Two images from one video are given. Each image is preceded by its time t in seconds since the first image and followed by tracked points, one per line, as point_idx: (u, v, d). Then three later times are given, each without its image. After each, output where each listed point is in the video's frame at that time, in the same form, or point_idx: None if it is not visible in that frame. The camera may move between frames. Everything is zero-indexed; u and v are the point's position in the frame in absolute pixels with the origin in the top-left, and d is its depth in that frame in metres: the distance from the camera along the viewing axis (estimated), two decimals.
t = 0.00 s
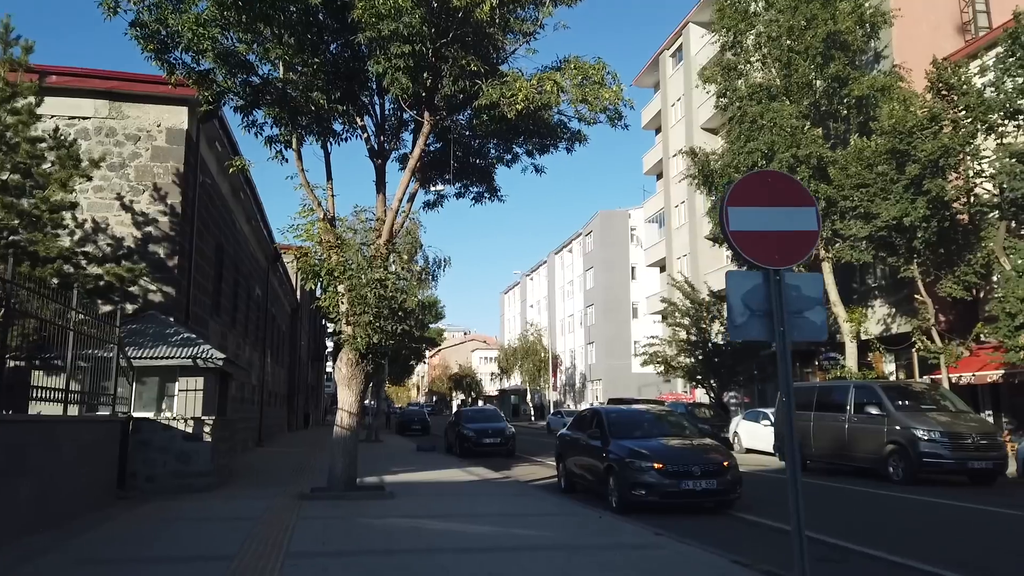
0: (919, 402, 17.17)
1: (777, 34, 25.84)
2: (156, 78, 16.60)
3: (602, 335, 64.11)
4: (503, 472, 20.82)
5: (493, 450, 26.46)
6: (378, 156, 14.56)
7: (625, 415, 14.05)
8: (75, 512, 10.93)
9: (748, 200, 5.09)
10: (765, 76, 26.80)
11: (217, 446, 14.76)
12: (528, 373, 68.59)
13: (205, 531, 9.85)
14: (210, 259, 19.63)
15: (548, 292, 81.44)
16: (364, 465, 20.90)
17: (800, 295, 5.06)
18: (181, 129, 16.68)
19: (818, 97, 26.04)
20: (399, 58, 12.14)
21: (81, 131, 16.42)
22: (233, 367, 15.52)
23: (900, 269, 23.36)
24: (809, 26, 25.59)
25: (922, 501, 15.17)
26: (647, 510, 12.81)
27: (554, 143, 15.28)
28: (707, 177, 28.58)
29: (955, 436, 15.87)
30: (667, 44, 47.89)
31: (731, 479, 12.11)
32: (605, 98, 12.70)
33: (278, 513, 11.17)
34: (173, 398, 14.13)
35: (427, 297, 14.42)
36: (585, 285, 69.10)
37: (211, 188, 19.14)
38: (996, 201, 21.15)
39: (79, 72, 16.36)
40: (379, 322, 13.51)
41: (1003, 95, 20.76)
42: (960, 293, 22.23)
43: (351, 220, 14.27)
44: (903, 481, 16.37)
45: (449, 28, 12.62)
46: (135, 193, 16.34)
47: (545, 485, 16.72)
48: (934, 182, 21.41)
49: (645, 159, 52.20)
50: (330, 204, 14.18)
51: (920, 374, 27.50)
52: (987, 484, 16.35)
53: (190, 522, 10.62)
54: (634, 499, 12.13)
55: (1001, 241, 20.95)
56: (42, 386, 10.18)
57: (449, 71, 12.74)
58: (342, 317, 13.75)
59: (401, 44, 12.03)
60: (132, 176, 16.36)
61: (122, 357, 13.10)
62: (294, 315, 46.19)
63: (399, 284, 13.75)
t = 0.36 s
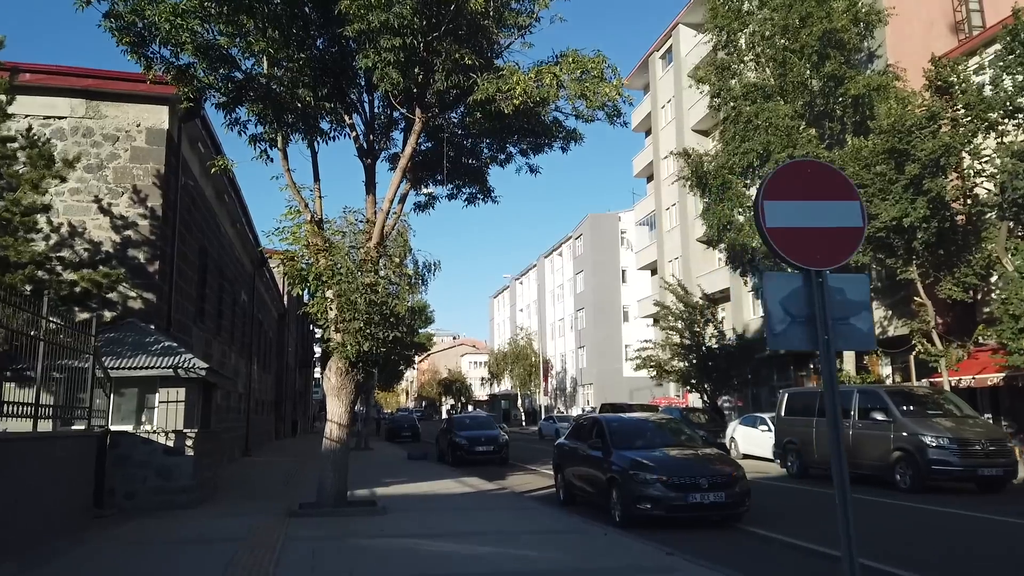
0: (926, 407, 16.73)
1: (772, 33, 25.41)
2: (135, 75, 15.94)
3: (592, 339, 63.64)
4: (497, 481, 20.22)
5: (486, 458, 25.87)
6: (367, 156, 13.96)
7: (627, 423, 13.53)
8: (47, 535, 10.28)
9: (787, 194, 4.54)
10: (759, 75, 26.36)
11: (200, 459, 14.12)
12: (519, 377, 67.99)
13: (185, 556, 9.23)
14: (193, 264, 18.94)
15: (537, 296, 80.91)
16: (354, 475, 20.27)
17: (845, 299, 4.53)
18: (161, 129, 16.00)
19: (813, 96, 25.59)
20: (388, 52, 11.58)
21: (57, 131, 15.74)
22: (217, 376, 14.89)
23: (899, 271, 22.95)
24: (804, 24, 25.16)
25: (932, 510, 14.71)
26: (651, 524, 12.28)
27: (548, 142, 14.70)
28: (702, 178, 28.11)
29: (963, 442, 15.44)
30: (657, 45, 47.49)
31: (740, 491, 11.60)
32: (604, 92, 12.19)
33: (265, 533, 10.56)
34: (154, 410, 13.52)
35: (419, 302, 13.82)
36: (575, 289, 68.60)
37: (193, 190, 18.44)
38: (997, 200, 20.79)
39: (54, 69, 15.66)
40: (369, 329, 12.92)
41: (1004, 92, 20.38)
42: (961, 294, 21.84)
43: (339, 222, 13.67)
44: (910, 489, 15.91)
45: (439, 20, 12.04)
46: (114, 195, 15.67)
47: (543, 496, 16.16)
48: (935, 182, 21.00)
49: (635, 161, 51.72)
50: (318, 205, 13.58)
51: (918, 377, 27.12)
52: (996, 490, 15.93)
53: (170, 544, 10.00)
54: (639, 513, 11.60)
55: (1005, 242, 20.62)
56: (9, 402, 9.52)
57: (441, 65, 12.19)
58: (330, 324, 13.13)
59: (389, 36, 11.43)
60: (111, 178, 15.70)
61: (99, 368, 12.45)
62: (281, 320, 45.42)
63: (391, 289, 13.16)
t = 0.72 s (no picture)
0: (944, 408, 16.21)
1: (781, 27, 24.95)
2: (129, 66, 15.44)
3: (594, 339, 63.15)
4: (501, 484, 19.74)
5: (488, 459, 25.38)
6: (368, 147, 13.45)
7: (638, 425, 13.05)
8: (32, 542, 9.77)
9: (843, 169, 4.07)
10: (766, 70, 25.90)
11: (194, 462, 13.60)
12: (520, 377, 67.52)
13: (175, 565, 8.72)
14: (189, 261, 18.42)
15: (538, 296, 80.44)
16: (354, 477, 19.76)
17: (909, 290, 4.03)
18: (155, 120, 15.48)
19: (823, 91, 25.12)
20: (391, 36, 11.12)
21: (48, 123, 15.23)
22: (213, 376, 14.39)
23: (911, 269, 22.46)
24: (813, 18, 24.67)
25: (952, 514, 14.20)
26: (664, 530, 11.77)
27: (555, 135, 14.22)
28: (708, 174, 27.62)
29: (984, 445, 14.93)
30: (660, 43, 47.03)
31: (757, 496, 11.12)
32: (618, 76, 12.08)
33: (261, 540, 10.06)
34: (147, 411, 13.00)
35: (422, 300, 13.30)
36: (576, 289, 68.13)
37: (189, 184, 17.90)
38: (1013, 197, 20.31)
39: (44, 59, 15.17)
40: (371, 327, 12.42)
41: (1020, 86, 19.97)
42: (975, 292, 21.34)
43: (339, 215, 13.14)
44: (928, 493, 15.40)
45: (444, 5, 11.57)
46: (106, 188, 15.14)
47: (549, 499, 15.64)
48: (948, 177, 20.52)
49: (637, 160, 51.25)
50: (318, 198, 13.08)
51: (928, 377, 26.68)
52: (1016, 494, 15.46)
53: (161, 552, 9.50)
54: (652, 519, 11.10)
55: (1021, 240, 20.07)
56: None
57: (446, 50, 11.70)
58: (330, 322, 12.62)
59: (393, 21, 10.99)
60: (103, 171, 15.20)
61: (89, 366, 11.94)
62: (280, 320, 44.91)
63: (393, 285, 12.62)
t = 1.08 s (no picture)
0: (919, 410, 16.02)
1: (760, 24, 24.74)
2: (87, 45, 14.61)
3: (563, 334, 62.91)
4: (469, 482, 19.30)
5: (456, 457, 24.91)
6: (339, 135, 12.88)
7: (612, 426, 12.66)
8: None
9: (863, 160, 3.69)
10: (744, 67, 25.68)
11: (148, 461, 12.96)
12: (488, 372, 67.11)
13: None
14: (148, 250, 17.64)
15: (508, 290, 80.06)
16: (318, 475, 19.18)
17: (933, 297, 3.66)
18: (112, 102, 14.69)
19: (799, 90, 24.95)
20: (364, 18, 10.59)
21: None
22: (169, 371, 13.70)
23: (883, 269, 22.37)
24: (792, 15, 24.47)
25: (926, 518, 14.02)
26: (638, 534, 11.40)
27: (532, 127, 13.78)
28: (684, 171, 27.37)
29: (957, 447, 14.78)
30: (636, 38, 46.80)
31: (734, 501, 10.77)
32: (600, 65, 11.71)
33: (215, 548, 9.50)
34: (95, 408, 12.30)
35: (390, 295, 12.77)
36: (546, 283, 67.83)
37: (148, 170, 17.11)
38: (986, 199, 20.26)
39: None
40: (337, 322, 11.88)
41: (996, 88, 19.93)
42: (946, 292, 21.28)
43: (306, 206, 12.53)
44: (899, 494, 15.21)
45: None
46: (59, 173, 14.37)
47: (518, 501, 15.21)
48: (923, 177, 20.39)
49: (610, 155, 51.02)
50: (283, 187, 12.48)
51: (896, 377, 26.71)
52: (988, 497, 15.36)
53: (106, 561, 8.91)
54: (626, 523, 10.73)
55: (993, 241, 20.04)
56: None
57: (422, 34, 11.23)
58: (294, 316, 12.05)
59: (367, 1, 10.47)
60: (57, 154, 14.42)
61: (33, 360, 11.28)
62: (245, 311, 43.96)
63: (361, 279, 12.05)
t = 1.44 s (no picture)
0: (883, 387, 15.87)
1: None
2: None
3: (523, 311, 62.60)
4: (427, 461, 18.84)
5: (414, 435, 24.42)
6: (289, 96, 12.14)
7: (576, 404, 12.26)
8: None
9: (876, 106, 3.33)
10: (707, 40, 25.32)
11: (86, 443, 12.20)
12: (448, 348, 66.57)
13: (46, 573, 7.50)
14: (85, 219, 16.69)
15: (468, 266, 79.41)
16: (270, 455, 18.53)
17: (955, 262, 3.30)
18: (42, 59, 13.74)
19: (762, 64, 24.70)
20: None
21: None
22: (109, 348, 12.93)
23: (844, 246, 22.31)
24: None
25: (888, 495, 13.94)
26: (602, 516, 11.05)
27: (493, 94, 13.33)
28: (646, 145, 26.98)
29: (919, 423, 14.71)
30: (599, 11, 46.19)
31: (702, 481, 10.45)
32: (565, 25, 11.43)
33: (155, 537, 8.88)
34: (25, 386, 11.68)
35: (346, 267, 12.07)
36: (506, 260, 67.36)
37: (85, 133, 16.14)
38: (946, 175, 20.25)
39: None
40: (288, 295, 11.26)
41: (957, 64, 19.87)
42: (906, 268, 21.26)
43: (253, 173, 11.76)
44: (862, 471, 15.14)
45: None
46: None
47: (478, 480, 14.79)
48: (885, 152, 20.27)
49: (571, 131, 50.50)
50: (229, 150, 11.74)
51: (854, 353, 26.86)
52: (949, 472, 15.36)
53: (34, 554, 8.24)
54: (590, 505, 10.35)
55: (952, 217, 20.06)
56: None
57: None
58: (241, 288, 11.38)
59: None
60: None
61: None
62: (195, 287, 42.69)
63: (313, 249, 11.41)
